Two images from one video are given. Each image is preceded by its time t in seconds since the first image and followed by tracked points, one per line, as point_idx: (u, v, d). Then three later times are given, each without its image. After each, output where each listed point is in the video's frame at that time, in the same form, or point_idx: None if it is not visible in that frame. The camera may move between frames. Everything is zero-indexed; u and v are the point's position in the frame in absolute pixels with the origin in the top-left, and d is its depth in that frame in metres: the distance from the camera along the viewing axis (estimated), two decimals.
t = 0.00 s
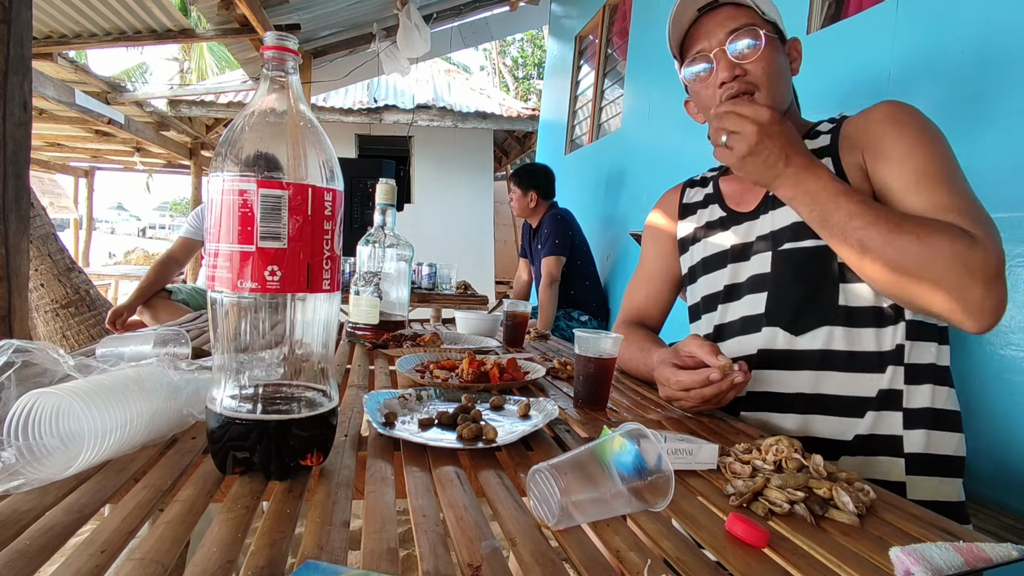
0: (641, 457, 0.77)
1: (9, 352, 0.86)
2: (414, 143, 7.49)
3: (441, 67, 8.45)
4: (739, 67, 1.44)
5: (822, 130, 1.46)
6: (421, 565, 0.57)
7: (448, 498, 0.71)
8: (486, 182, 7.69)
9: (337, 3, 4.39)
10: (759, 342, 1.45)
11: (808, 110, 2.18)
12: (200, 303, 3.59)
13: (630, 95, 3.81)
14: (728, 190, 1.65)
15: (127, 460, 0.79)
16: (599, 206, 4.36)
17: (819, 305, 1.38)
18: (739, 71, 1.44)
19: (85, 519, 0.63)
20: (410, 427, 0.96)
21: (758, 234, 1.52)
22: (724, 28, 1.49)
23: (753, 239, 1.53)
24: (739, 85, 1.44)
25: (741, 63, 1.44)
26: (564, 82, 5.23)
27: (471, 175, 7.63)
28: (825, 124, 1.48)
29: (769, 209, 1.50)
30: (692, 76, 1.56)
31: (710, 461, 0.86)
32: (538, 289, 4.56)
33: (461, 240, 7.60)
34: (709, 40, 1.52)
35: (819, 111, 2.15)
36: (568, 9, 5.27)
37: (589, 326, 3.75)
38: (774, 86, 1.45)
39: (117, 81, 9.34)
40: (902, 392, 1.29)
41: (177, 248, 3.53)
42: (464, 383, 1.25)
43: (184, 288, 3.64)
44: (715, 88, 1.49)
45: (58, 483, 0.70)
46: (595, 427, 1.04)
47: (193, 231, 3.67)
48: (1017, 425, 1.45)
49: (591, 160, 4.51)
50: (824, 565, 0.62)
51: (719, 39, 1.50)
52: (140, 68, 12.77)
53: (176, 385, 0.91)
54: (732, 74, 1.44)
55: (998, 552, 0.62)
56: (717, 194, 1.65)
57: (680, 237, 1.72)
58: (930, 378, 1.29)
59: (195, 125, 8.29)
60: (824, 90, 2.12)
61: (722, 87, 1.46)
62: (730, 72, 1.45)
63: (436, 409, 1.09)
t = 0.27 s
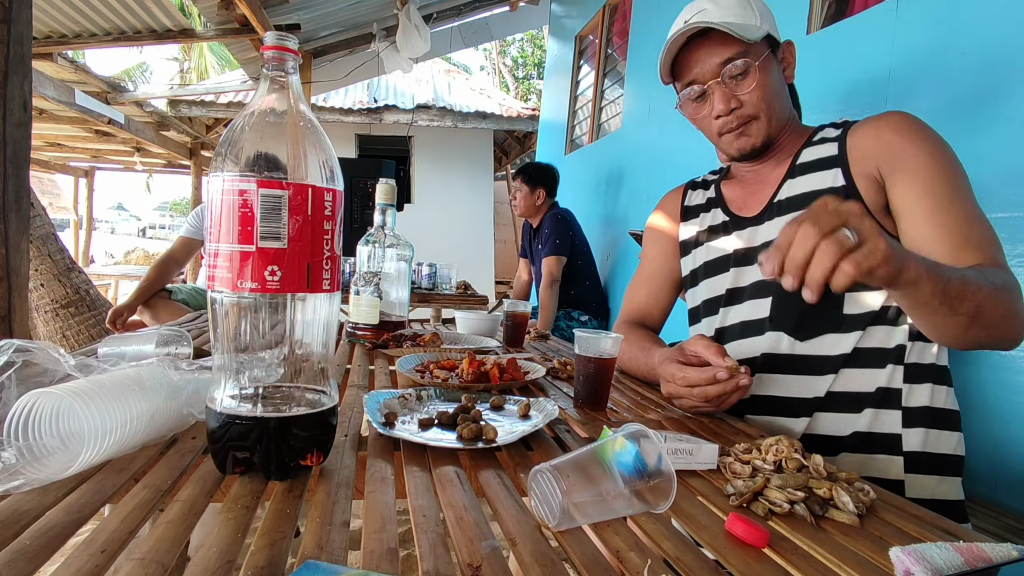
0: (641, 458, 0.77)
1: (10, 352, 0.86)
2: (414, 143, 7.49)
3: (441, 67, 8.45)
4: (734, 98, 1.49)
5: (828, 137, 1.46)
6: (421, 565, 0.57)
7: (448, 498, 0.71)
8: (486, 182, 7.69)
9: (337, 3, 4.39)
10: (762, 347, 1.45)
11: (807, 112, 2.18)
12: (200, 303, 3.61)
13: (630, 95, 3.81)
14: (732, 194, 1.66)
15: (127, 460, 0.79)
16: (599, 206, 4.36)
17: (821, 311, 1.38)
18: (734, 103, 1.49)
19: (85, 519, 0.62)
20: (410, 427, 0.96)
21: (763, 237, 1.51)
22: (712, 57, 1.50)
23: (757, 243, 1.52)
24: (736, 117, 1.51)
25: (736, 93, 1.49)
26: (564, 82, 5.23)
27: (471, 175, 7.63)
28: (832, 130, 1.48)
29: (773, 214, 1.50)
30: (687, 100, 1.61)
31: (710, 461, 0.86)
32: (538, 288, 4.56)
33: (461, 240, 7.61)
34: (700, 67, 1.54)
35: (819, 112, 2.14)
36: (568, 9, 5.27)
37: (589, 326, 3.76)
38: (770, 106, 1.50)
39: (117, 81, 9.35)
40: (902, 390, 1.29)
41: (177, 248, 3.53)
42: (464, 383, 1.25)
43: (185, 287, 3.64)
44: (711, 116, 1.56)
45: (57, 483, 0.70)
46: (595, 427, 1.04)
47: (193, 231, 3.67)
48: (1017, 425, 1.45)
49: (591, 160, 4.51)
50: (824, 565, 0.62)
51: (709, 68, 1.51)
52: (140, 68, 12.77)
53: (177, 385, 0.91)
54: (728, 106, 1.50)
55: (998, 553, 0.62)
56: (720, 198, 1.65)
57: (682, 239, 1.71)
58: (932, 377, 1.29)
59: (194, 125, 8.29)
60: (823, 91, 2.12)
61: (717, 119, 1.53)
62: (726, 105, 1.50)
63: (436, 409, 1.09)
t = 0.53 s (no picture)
0: (641, 458, 0.77)
1: (10, 352, 0.86)
2: (414, 143, 7.49)
3: (441, 67, 8.45)
4: (684, 113, 1.50)
5: (823, 136, 1.45)
6: (421, 564, 0.57)
7: (448, 498, 0.71)
8: (486, 182, 7.69)
9: (337, 3, 4.39)
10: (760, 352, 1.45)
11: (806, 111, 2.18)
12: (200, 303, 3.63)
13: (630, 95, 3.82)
14: (728, 192, 1.66)
15: (127, 459, 0.79)
16: (599, 206, 4.36)
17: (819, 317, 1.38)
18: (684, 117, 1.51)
19: (85, 519, 0.63)
20: (410, 427, 0.96)
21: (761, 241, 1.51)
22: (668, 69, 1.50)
23: (754, 246, 1.53)
24: (688, 129, 1.53)
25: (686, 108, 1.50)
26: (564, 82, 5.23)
27: (471, 175, 7.63)
28: (829, 128, 1.47)
29: (769, 217, 1.50)
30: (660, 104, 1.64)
31: (710, 461, 0.86)
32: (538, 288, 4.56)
33: (461, 240, 7.61)
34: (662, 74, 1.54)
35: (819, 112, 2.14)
36: (568, 9, 5.27)
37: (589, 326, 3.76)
38: (726, 117, 1.49)
39: (117, 80, 9.35)
40: (903, 395, 1.29)
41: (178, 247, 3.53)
42: (464, 383, 1.25)
43: (185, 287, 3.64)
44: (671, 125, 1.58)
45: (57, 483, 0.70)
46: (595, 427, 1.04)
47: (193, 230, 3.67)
48: (1017, 425, 1.45)
49: (591, 160, 4.51)
50: (824, 565, 0.62)
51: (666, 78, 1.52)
52: (141, 68, 12.77)
53: (177, 385, 0.91)
54: (679, 121, 1.53)
55: (998, 553, 0.62)
56: (717, 198, 1.65)
57: (682, 239, 1.71)
58: (933, 379, 1.29)
59: (195, 125, 8.29)
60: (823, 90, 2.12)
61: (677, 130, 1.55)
62: (677, 119, 1.53)
63: (436, 409, 1.09)
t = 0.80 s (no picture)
0: (641, 457, 0.77)
1: (10, 352, 0.86)
2: (414, 143, 7.49)
3: (441, 67, 8.45)
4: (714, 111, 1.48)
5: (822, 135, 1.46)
6: (421, 565, 0.57)
7: (448, 498, 0.71)
8: (485, 182, 7.69)
9: (337, 3, 4.39)
10: (759, 344, 1.45)
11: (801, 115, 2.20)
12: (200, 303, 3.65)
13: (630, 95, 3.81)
14: (728, 193, 1.67)
15: (127, 460, 0.79)
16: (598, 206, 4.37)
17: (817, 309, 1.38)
18: (716, 117, 1.49)
19: (85, 519, 0.63)
20: (410, 427, 0.96)
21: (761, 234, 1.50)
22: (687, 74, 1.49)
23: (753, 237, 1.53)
24: (718, 130, 1.51)
25: (715, 106, 1.48)
26: (565, 82, 5.23)
27: (471, 175, 7.63)
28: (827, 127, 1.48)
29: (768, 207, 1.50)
30: (673, 114, 1.62)
31: (710, 461, 0.86)
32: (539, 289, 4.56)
33: (461, 240, 7.61)
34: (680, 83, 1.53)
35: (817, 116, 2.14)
36: (568, 9, 5.27)
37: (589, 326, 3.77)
38: (754, 111, 1.48)
39: (117, 81, 9.34)
40: (899, 390, 1.29)
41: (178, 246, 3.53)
42: (464, 383, 1.25)
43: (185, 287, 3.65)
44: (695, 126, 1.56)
45: (58, 483, 0.70)
46: (595, 426, 1.05)
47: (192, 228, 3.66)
48: (1016, 425, 1.45)
49: (591, 160, 4.51)
50: (824, 565, 0.62)
51: (689, 80, 1.49)
52: (141, 68, 12.77)
53: (177, 385, 0.91)
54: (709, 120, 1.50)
55: (998, 553, 0.62)
56: (717, 198, 1.66)
57: (682, 239, 1.70)
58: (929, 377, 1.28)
59: (195, 125, 8.29)
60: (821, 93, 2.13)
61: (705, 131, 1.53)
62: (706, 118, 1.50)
63: (436, 409, 1.09)
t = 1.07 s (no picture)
0: (641, 458, 0.77)
1: (10, 352, 0.86)
2: (414, 143, 7.49)
3: (441, 67, 8.45)
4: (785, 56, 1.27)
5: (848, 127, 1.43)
6: (421, 565, 0.57)
7: (448, 498, 0.71)
8: (485, 182, 7.69)
9: (337, 3, 4.39)
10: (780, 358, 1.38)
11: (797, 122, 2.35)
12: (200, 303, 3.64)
13: (630, 96, 3.81)
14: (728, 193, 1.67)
15: (127, 460, 0.79)
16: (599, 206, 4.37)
17: (849, 346, 1.27)
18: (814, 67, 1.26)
19: (84, 519, 0.63)
20: (410, 427, 0.96)
21: (815, 240, 1.35)
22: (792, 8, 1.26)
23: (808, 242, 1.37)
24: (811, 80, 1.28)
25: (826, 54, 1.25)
26: (564, 82, 5.23)
27: (471, 175, 7.63)
28: (946, 127, 1.19)
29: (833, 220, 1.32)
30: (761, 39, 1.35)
31: (710, 461, 0.86)
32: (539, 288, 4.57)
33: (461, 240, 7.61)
34: None
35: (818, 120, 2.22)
36: (568, 9, 5.27)
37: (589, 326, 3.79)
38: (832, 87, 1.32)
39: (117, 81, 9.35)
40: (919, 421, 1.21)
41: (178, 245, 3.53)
42: (464, 383, 1.25)
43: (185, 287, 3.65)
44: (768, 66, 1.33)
45: (58, 483, 0.70)
46: (595, 426, 1.04)
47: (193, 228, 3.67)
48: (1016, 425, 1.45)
49: (592, 160, 4.51)
50: (824, 565, 0.62)
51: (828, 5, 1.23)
52: (141, 68, 12.79)
53: (177, 385, 0.91)
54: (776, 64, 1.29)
55: (999, 553, 0.62)
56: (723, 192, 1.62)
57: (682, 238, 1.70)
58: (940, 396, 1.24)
59: (195, 125, 8.30)
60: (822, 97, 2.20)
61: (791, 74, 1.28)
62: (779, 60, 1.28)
63: (436, 409, 1.09)
